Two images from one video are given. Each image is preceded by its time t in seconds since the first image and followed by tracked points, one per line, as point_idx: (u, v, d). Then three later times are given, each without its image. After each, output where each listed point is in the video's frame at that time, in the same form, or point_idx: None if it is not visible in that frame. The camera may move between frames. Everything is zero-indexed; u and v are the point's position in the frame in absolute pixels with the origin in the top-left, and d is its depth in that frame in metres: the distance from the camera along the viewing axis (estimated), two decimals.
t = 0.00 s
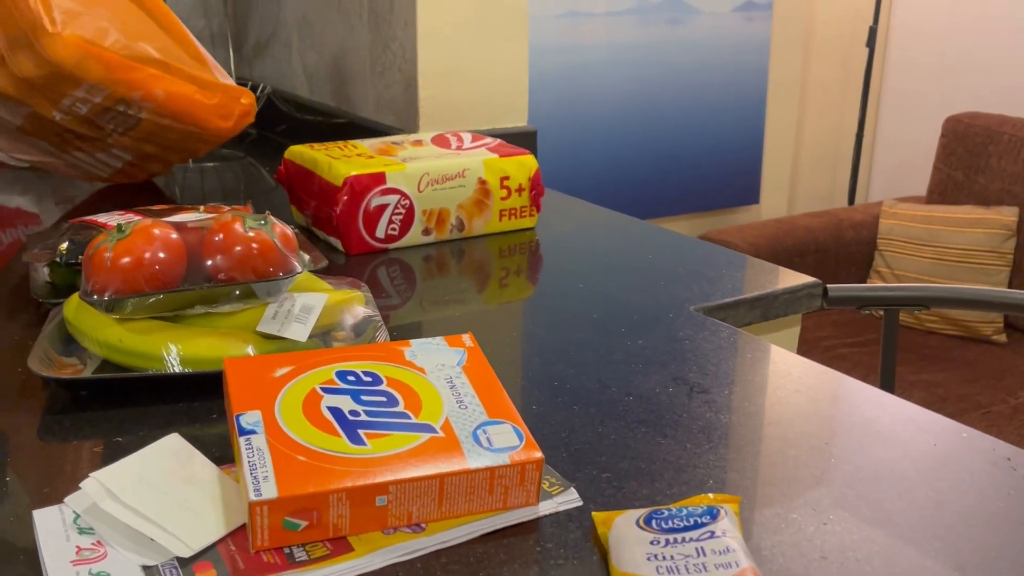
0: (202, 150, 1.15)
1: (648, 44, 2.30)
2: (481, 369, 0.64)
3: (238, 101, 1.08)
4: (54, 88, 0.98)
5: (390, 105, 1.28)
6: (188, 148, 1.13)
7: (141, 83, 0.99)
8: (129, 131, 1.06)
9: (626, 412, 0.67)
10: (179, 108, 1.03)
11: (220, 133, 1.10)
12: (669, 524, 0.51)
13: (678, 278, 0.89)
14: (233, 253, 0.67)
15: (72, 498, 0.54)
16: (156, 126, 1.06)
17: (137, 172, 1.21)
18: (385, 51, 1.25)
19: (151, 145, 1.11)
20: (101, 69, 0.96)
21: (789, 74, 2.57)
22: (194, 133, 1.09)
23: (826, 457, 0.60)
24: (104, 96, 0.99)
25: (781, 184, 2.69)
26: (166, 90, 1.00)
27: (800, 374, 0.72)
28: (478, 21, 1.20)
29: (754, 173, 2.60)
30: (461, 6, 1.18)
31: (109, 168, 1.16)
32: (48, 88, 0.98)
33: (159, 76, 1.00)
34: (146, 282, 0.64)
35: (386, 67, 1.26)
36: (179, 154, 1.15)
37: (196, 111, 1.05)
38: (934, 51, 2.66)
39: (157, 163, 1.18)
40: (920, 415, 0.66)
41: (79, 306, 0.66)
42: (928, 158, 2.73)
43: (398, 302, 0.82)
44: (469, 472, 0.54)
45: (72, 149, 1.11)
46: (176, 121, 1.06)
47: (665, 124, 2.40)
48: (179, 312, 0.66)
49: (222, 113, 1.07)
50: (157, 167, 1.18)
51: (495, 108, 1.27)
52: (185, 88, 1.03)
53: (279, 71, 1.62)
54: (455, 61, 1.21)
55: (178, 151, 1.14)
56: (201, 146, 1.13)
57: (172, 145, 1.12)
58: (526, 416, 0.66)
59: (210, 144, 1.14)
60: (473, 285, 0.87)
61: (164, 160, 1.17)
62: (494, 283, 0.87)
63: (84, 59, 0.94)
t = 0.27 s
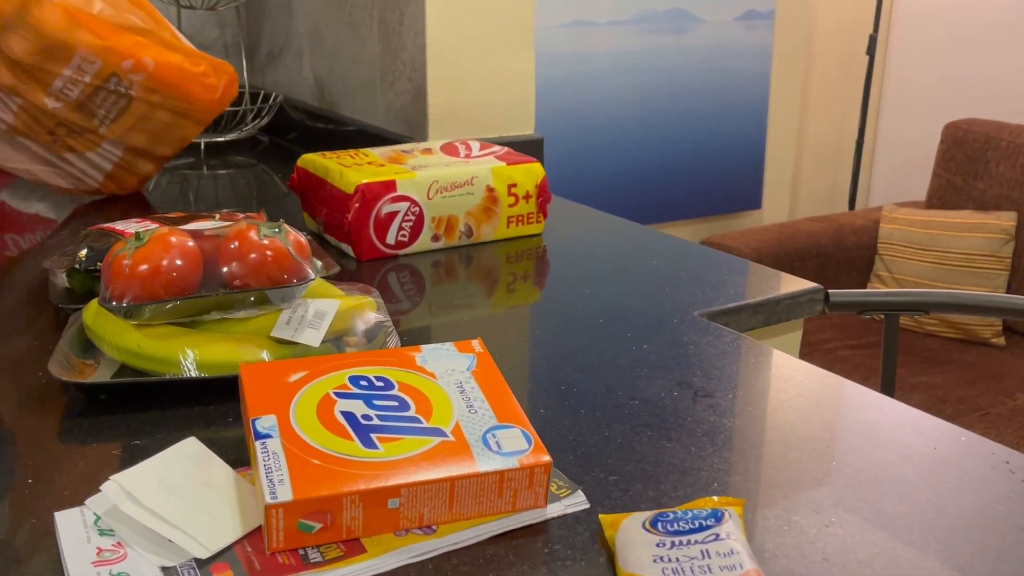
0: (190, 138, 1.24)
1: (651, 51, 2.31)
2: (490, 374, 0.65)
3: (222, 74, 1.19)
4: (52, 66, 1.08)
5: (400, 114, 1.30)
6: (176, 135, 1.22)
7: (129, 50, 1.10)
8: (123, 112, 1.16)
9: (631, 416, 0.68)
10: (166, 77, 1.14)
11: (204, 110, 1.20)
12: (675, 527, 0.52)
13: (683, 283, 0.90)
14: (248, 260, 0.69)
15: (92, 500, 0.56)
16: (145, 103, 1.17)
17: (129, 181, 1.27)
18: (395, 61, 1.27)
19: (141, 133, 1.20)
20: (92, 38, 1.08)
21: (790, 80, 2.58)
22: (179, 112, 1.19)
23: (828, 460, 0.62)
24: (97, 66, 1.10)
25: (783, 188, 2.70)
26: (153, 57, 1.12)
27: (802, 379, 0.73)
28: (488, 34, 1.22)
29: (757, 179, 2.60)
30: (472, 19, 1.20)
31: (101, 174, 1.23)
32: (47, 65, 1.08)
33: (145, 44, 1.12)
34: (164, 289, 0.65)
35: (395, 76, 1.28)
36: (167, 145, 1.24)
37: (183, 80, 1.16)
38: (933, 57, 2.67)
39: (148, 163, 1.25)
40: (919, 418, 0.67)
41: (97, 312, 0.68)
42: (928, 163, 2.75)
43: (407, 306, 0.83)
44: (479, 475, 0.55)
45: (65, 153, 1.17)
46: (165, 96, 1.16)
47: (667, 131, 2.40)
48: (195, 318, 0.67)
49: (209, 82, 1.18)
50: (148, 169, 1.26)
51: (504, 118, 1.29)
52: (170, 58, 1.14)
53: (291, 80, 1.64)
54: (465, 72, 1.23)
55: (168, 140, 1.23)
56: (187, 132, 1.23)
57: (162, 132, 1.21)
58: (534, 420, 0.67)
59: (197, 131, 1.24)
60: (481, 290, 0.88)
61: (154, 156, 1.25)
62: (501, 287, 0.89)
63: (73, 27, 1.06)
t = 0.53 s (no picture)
0: (160, 100, 1.31)
1: (658, 62, 2.33)
2: (504, 379, 0.67)
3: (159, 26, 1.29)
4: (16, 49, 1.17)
5: (413, 123, 1.33)
6: (146, 100, 1.30)
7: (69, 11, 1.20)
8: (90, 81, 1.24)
9: (641, 420, 0.70)
10: (111, 31, 1.24)
11: (162, 61, 1.29)
12: (686, 529, 0.54)
13: (690, 289, 0.92)
14: (268, 267, 0.70)
15: (120, 502, 0.57)
16: (108, 67, 1.25)
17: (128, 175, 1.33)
18: (408, 72, 1.31)
19: (116, 110, 1.27)
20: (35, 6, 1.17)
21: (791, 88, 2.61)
22: (140, 72, 1.28)
23: (834, 464, 0.63)
24: (53, 38, 1.19)
25: (785, 193, 2.72)
26: (93, 11, 1.22)
27: (807, 384, 0.75)
28: (499, 46, 1.26)
29: (759, 185, 2.62)
30: (484, 32, 1.24)
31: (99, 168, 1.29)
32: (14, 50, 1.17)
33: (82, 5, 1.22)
34: (186, 295, 0.67)
35: (409, 86, 1.31)
36: (145, 116, 1.31)
37: (127, 31, 1.25)
38: (933, 66, 2.70)
39: (136, 146, 1.32)
40: (922, 422, 0.69)
41: (122, 318, 0.70)
42: (928, 170, 2.77)
43: (421, 311, 0.85)
44: (496, 477, 0.57)
45: (59, 150, 1.24)
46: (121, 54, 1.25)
47: (671, 139, 2.42)
48: (217, 323, 0.69)
49: (152, 31, 1.27)
50: (139, 153, 1.32)
51: (513, 127, 1.32)
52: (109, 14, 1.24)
53: (307, 89, 1.68)
54: (476, 83, 1.26)
55: (142, 109, 1.30)
56: (155, 94, 1.31)
57: (132, 101, 1.29)
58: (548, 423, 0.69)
59: (164, 93, 1.32)
60: (492, 295, 0.90)
61: (138, 134, 1.31)
62: (511, 292, 0.90)
63: None
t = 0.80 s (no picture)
0: (141, 87, 1.33)
1: (664, 71, 2.34)
2: (517, 384, 0.68)
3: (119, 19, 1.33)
4: None
5: (425, 130, 1.35)
6: (127, 88, 1.31)
7: (36, 8, 1.24)
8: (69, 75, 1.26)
9: (651, 424, 0.71)
10: (76, 23, 1.27)
11: (130, 49, 1.31)
12: (697, 532, 0.55)
13: (697, 295, 0.93)
14: (286, 273, 0.72)
15: (143, 503, 0.58)
16: (83, 60, 1.27)
17: (136, 167, 1.33)
18: (420, 79, 1.33)
19: (101, 101, 1.29)
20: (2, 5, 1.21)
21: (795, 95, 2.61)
22: (114, 63, 1.30)
23: (842, 468, 0.65)
24: (26, 33, 1.23)
25: (789, 199, 2.73)
26: (58, 7, 1.26)
27: (813, 389, 0.76)
28: (510, 55, 1.29)
29: (764, 191, 2.63)
30: (496, 42, 1.26)
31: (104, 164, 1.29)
32: None
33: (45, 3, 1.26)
34: (206, 300, 0.69)
35: (421, 95, 1.33)
36: (131, 105, 1.32)
37: (89, 22, 1.28)
38: (936, 74, 2.72)
39: (133, 138, 1.32)
40: (926, 426, 0.71)
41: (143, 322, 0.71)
42: (930, 176, 2.79)
43: (433, 315, 0.86)
44: (510, 480, 0.58)
45: (61, 147, 1.24)
46: (92, 47, 1.28)
47: (677, 145, 2.42)
48: (235, 328, 0.70)
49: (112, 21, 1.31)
50: (137, 143, 1.32)
51: (523, 135, 1.34)
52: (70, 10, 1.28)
53: (320, 96, 1.71)
54: (487, 91, 1.29)
55: (126, 99, 1.32)
56: (134, 82, 1.32)
57: (115, 91, 1.30)
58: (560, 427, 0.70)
59: (142, 81, 1.33)
60: (502, 300, 0.91)
61: (131, 125, 1.32)
62: (522, 297, 0.92)
63: None
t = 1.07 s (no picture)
0: (151, 110, 1.38)
1: (665, 81, 2.36)
2: (523, 392, 0.70)
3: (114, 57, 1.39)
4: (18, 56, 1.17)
5: (432, 139, 1.37)
6: (140, 109, 1.36)
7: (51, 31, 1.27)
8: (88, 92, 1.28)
9: (654, 431, 0.73)
10: (86, 49, 1.32)
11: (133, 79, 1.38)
12: (698, 539, 0.57)
13: (699, 303, 0.95)
14: (300, 283, 0.76)
15: (162, 508, 0.60)
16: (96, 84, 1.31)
17: (162, 174, 1.34)
18: (429, 91, 1.35)
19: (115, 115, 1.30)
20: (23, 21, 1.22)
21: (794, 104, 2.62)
22: (122, 90, 1.35)
23: (840, 476, 0.66)
24: (44, 46, 1.22)
25: (789, 207, 2.74)
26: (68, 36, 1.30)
27: (810, 397, 0.78)
28: (517, 66, 1.31)
29: (763, 199, 2.64)
30: (503, 53, 1.29)
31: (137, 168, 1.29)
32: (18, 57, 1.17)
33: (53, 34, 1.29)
34: (223, 309, 0.72)
35: (429, 106, 1.36)
36: (144, 124, 1.36)
37: (95, 52, 1.34)
38: (933, 84, 2.74)
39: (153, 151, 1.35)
40: (921, 435, 0.73)
41: (160, 331, 0.75)
42: (927, 185, 2.81)
43: (440, 322, 0.89)
44: (517, 487, 0.60)
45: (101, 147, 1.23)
46: (101, 75, 1.33)
47: (677, 153, 2.44)
48: (250, 336, 0.74)
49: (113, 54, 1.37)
50: (158, 156, 1.35)
51: (529, 144, 1.37)
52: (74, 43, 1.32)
53: (330, 106, 1.73)
54: (495, 104, 1.31)
55: (139, 119, 1.36)
56: (143, 105, 1.37)
57: (129, 111, 1.34)
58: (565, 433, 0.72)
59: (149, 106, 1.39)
60: (508, 307, 0.94)
61: (150, 140, 1.35)
62: (527, 304, 0.94)
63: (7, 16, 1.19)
